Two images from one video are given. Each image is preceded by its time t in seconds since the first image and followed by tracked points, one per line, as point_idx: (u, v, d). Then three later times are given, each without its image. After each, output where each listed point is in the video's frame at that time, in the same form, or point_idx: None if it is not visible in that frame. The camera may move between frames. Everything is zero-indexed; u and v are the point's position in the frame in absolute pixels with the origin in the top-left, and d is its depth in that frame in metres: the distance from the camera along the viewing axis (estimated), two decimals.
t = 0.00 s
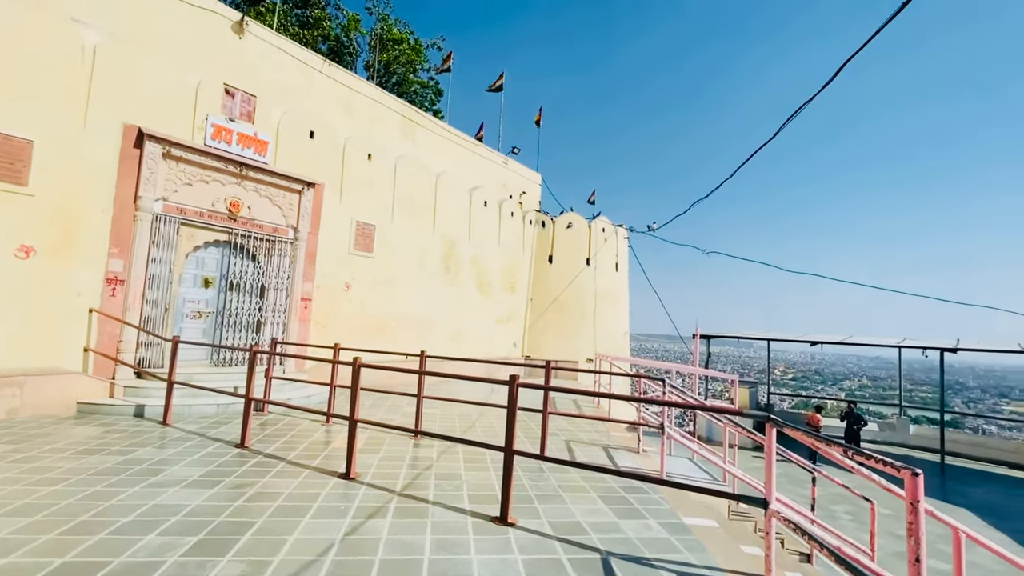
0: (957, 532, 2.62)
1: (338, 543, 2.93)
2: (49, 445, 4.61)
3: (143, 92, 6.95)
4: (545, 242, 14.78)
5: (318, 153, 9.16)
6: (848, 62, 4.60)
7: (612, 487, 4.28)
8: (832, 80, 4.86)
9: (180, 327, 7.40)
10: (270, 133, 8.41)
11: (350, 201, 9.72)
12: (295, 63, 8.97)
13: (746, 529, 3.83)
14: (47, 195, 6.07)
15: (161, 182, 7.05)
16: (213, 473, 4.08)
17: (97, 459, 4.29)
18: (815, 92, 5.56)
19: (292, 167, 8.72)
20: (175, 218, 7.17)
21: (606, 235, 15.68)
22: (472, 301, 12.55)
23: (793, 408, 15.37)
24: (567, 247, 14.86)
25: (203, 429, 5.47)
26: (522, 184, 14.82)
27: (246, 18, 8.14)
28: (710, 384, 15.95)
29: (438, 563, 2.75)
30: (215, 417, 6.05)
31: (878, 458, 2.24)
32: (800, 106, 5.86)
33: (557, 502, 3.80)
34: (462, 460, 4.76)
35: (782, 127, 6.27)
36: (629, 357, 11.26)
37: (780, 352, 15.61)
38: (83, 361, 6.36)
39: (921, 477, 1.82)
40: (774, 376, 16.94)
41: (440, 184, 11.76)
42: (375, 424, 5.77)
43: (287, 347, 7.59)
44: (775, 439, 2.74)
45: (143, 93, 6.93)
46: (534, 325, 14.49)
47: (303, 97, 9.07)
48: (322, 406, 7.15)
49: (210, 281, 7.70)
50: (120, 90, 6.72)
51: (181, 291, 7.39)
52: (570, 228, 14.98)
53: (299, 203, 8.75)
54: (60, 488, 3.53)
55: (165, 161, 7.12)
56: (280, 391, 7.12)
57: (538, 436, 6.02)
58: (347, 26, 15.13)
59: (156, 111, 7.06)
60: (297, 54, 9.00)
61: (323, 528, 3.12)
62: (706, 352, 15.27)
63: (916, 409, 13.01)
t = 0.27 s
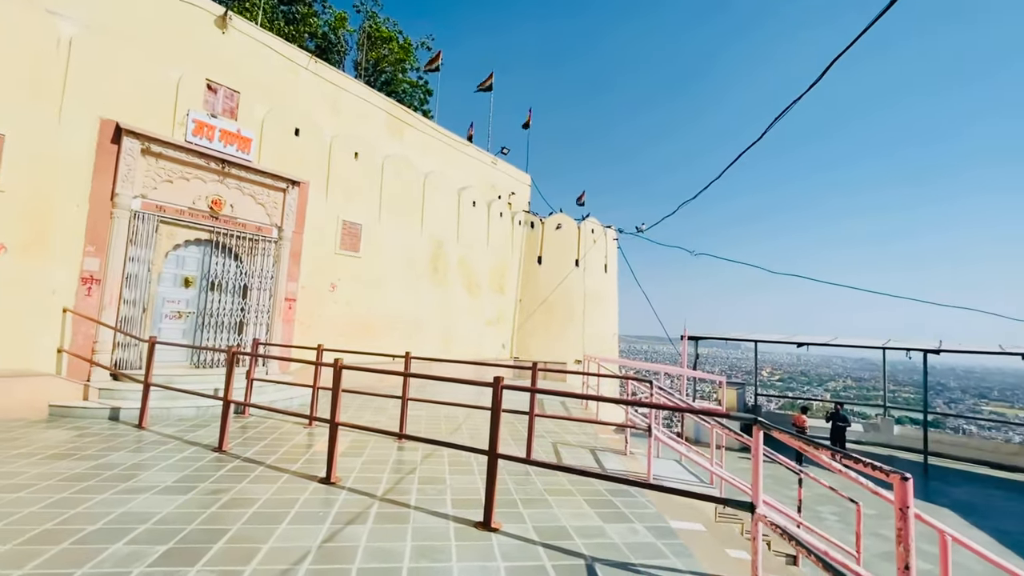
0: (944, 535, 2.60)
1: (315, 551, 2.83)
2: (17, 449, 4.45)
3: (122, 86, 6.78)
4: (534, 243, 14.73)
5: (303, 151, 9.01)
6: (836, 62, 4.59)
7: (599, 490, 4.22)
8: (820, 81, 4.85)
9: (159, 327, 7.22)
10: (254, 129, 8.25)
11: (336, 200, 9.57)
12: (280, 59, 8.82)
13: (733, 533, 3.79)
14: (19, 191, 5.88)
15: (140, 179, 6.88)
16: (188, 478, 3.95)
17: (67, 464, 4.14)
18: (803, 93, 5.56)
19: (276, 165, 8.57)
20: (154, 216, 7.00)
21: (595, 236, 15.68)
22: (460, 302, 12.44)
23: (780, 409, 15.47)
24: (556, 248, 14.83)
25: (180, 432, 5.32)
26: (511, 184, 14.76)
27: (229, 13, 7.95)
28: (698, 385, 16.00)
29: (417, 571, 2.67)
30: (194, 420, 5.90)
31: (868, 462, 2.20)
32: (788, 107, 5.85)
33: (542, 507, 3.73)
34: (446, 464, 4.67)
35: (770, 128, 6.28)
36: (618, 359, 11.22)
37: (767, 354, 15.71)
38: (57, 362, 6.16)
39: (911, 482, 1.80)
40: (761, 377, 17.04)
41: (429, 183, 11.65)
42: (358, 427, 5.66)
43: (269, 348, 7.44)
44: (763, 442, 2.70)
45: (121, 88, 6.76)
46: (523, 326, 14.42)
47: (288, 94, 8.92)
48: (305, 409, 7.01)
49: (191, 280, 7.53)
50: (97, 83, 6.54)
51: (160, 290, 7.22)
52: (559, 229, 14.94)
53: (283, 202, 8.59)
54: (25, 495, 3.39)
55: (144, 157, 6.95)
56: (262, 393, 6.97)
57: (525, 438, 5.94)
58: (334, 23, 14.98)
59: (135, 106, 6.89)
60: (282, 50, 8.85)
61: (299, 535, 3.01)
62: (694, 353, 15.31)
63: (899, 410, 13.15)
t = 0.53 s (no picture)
0: (928, 541, 2.56)
1: (285, 563, 2.71)
2: None
3: (95, 80, 6.58)
4: (522, 244, 14.66)
5: (286, 150, 8.85)
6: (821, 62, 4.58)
7: (583, 496, 4.14)
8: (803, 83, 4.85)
9: (134, 329, 7.01)
10: (234, 127, 8.07)
11: (320, 199, 9.41)
12: (262, 55, 8.65)
13: (717, 538, 3.73)
14: None
15: (114, 176, 6.67)
16: (157, 487, 3.79)
17: (28, 473, 3.96)
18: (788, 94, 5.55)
19: (258, 163, 8.39)
20: (129, 215, 6.80)
21: (583, 238, 15.66)
22: (446, 303, 12.32)
23: (765, 410, 15.56)
24: (543, 249, 14.77)
25: (152, 438, 5.15)
26: (498, 185, 14.67)
27: (209, 8, 7.77)
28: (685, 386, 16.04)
29: None
30: (167, 425, 5.72)
31: (853, 468, 2.15)
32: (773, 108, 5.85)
33: (524, 513, 3.64)
34: (427, 469, 4.56)
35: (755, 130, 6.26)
36: (605, 360, 11.18)
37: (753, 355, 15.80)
38: (24, 366, 5.93)
39: (896, 490, 1.76)
40: (747, 378, 17.14)
41: (415, 183, 11.53)
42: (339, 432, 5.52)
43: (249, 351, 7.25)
44: (747, 447, 2.64)
45: (94, 83, 6.57)
46: (510, 327, 14.33)
47: (270, 92, 8.75)
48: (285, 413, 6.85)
49: (167, 281, 7.33)
50: (69, 77, 6.34)
51: (135, 291, 7.01)
52: (547, 230, 14.90)
53: (264, 201, 8.42)
54: None
55: (119, 154, 6.75)
56: (240, 397, 6.80)
57: (509, 442, 5.85)
58: (319, 21, 14.81)
59: (108, 102, 6.69)
60: (264, 47, 8.68)
61: (270, 546, 2.89)
62: (681, 355, 15.34)
63: (882, 410, 13.28)
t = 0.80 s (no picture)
0: (912, 541, 2.55)
1: (260, 573, 2.62)
2: None
3: (68, 76, 6.39)
4: (509, 245, 14.61)
5: (268, 148, 8.69)
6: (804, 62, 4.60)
7: (569, 498, 4.09)
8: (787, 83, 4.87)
9: (109, 332, 6.83)
10: (214, 125, 7.90)
11: (303, 199, 9.26)
12: (243, 52, 8.49)
13: (703, 539, 3.70)
14: None
15: (88, 174, 6.48)
16: (129, 495, 3.67)
17: None
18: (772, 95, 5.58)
19: (238, 162, 8.22)
20: (103, 214, 6.61)
21: (571, 238, 15.66)
22: (433, 304, 12.21)
23: (751, 409, 15.68)
24: (531, 250, 14.74)
25: (127, 444, 5.00)
26: (485, 185, 14.61)
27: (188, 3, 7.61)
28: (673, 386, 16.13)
29: None
30: (143, 431, 5.56)
31: (838, 471, 2.13)
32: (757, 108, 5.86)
33: (508, 517, 3.58)
34: (411, 473, 4.49)
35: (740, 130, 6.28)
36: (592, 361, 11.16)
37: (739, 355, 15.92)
38: None
39: (881, 493, 1.74)
40: (733, 378, 17.27)
41: (401, 183, 11.41)
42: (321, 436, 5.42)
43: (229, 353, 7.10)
44: (732, 449, 2.61)
45: (66, 78, 6.38)
46: (498, 328, 14.27)
47: (251, 89, 8.59)
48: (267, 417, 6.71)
49: (144, 282, 7.15)
50: (41, 72, 6.15)
51: (110, 293, 6.83)
52: (534, 230, 14.86)
53: (246, 200, 8.24)
54: None
55: (93, 152, 6.56)
56: (219, 401, 6.64)
57: (495, 444, 5.78)
58: (303, 19, 14.63)
59: (81, 98, 6.50)
60: (246, 43, 8.52)
61: (244, 556, 2.79)
62: (668, 355, 15.41)
63: (865, 408, 13.46)
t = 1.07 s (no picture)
0: (892, 536, 2.57)
1: None
2: None
3: (38, 69, 6.19)
4: (495, 244, 14.57)
5: (249, 145, 8.54)
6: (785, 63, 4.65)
7: (554, 498, 4.07)
8: (769, 84, 4.91)
9: (83, 333, 6.64)
10: (193, 121, 7.73)
11: (285, 197, 9.11)
12: (223, 47, 8.33)
13: (688, 537, 3.71)
14: None
15: (60, 171, 6.28)
16: (102, 501, 3.55)
17: None
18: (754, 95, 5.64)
19: (218, 159, 8.06)
20: (77, 212, 6.42)
21: (557, 237, 15.67)
22: (418, 304, 12.12)
23: (735, 406, 15.85)
24: (517, 249, 14.72)
25: (102, 448, 4.87)
26: (471, 184, 14.56)
27: None
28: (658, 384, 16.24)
29: None
30: (119, 434, 5.42)
31: (820, 468, 2.13)
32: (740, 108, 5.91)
33: (493, 518, 3.55)
34: (395, 475, 4.43)
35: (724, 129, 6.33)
36: (578, 360, 11.18)
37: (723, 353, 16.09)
38: None
39: (863, 489, 1.74)
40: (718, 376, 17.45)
41: (386, 182, 11.30)
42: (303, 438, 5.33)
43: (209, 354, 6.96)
44: (716, 446, 2.61)
45: (37, 71, 6.19)
46: (484, 328, 14.22)
47: (232, 85, 8.43)
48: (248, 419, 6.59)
49: (120, 282, 6.96)
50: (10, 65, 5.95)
51: (84, 293, 6.64)
52: (521, 230, 14.84)
53: (226, 198, 8.08)
54: None
55: (66, 148, 6.37)
56: (199, 403, 6.50)
57: (480, 444, 5.75)
58: (286, 15, 14.44)
59: (53, 92, 6.31)
60: (226, 38, 8.35)
61: (222, 563, 2.71)
62: (654, 353, 15.51)
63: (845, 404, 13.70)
